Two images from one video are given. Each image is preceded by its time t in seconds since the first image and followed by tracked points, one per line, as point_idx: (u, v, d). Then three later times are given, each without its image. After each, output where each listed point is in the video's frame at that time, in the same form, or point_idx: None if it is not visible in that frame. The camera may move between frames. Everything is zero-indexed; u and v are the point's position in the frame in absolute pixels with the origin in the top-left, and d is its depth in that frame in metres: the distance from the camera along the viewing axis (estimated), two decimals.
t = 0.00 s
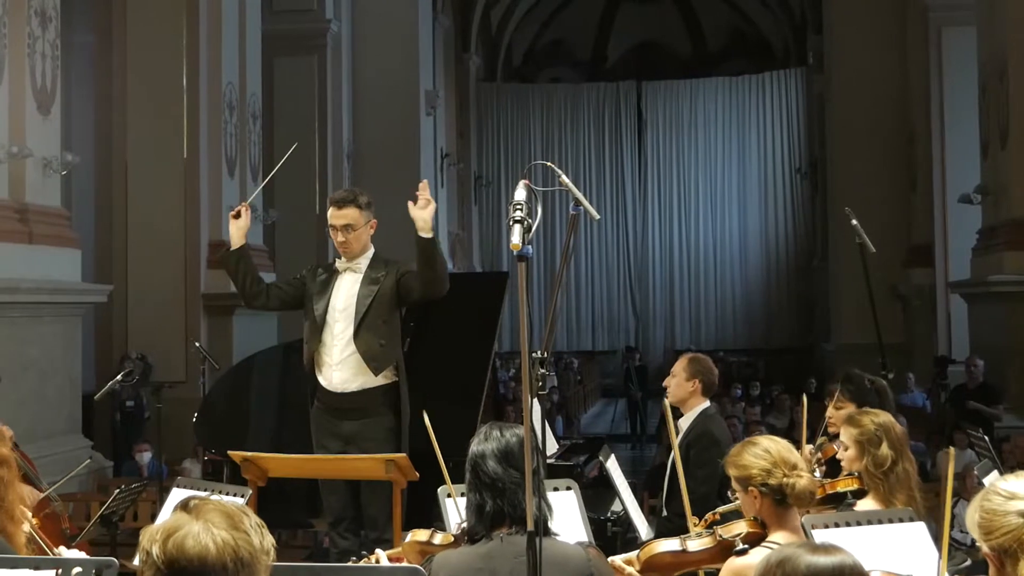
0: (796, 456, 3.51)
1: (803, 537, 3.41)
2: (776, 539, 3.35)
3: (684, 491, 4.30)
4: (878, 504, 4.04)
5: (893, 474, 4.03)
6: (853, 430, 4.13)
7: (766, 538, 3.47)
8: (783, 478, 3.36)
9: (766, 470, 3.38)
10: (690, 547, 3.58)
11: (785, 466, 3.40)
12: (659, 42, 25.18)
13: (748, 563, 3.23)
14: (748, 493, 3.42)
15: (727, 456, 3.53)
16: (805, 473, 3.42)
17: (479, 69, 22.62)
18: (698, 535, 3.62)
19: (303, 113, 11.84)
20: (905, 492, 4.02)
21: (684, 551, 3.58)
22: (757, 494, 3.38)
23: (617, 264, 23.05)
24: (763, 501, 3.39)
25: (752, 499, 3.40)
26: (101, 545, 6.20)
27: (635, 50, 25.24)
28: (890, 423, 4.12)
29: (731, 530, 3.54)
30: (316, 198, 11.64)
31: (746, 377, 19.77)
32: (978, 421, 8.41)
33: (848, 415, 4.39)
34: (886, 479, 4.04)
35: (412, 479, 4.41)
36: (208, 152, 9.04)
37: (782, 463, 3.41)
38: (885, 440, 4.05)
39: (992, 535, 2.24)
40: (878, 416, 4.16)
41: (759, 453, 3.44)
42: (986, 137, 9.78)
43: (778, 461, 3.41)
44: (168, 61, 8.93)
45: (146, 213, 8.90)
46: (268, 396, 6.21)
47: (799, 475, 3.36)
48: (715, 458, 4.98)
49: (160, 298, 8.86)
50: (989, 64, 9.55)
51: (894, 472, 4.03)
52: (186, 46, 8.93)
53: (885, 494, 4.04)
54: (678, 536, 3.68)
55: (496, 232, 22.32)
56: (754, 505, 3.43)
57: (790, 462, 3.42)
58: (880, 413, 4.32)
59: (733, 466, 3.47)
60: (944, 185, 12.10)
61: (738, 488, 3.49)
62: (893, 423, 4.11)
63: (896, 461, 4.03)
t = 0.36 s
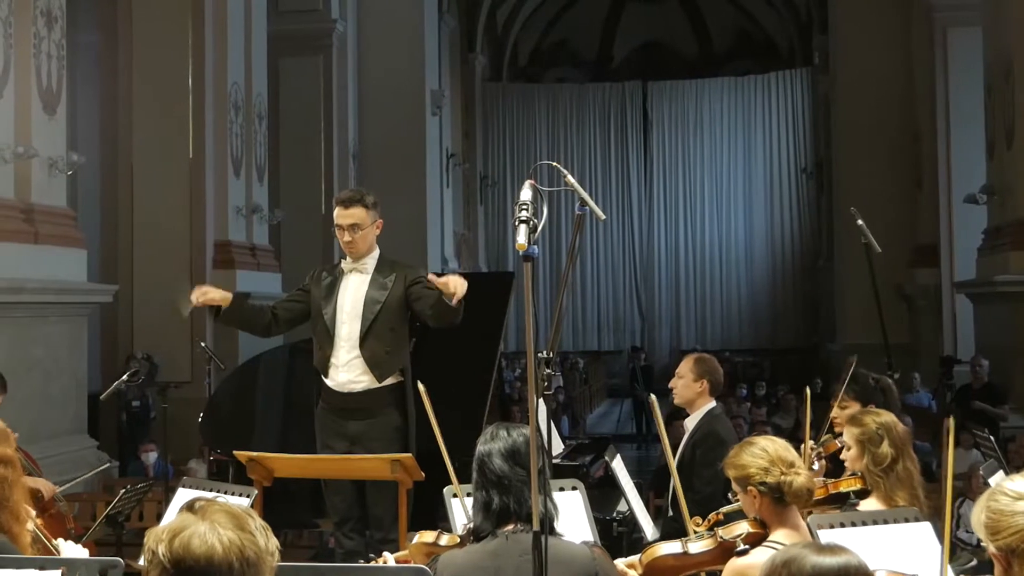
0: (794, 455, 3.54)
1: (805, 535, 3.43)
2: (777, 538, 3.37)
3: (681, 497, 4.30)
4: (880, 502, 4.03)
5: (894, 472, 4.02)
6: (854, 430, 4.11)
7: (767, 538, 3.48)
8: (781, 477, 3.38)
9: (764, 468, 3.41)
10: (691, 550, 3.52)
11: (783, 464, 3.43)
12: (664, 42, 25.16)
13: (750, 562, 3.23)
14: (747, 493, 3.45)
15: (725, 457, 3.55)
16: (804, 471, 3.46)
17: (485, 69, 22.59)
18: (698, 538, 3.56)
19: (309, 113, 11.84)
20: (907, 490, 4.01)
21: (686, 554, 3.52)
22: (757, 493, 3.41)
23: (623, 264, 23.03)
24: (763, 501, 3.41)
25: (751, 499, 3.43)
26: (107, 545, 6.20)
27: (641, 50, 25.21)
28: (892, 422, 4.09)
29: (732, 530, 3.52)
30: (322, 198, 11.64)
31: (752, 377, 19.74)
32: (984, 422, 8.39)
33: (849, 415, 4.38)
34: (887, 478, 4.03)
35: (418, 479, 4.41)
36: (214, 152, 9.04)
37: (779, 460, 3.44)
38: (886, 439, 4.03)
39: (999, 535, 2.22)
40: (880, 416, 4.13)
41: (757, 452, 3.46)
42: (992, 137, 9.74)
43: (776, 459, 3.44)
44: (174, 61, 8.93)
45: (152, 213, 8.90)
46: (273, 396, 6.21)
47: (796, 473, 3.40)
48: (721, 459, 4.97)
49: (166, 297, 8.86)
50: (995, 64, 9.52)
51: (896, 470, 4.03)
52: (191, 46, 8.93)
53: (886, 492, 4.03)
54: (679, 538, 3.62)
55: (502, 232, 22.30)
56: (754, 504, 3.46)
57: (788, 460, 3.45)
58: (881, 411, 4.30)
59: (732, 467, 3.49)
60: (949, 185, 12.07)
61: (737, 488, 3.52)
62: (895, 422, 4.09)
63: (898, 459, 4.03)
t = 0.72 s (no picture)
0: (807, 455, 3.52)
1: (813, 535, 3.41)
2: (786, 537, 3.34)
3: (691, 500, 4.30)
4: (886, 503, 4.01)
5: (899, 472, 4.00)
6: (859, 430, 4.09)
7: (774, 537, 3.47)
8: (794, 477, 3.36)
9: (777, 467, 3.38)
10: (699, 549, 3.56)
11: (796, 465, 3.41)
12: (671, 42, 25.14)
13: (759, 561, 3.20)
14: (758, 492, 3.41)
15: (737, 454, 3.52)
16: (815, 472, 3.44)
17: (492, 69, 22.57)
18: (706, 537, 3.61)
19: (315, 112, 11.84)
20: (910, 491, 3.99)
21: (693, 552, 3.56)
22: (768, 491, 3.38)
23: (629, 265, 23.02)
24: (774, 500, 3.39)
25: (762, 498, 3.40)
26: (114, 545, 6.20)
27: (648, 50, 25.18)
28: (896, 422, 4.08)
29: (740, 529, 3.56)
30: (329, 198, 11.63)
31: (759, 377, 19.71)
32: (991, 422, 8.36)
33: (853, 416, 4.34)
34: (891, 478, 4.01)
35: (425, 480, 4.40)
36: (220, 153, 9.05)
37: (793, 461, 3.42)
38: (891, 440, 4.01)
39: (1004, 535, 2.21)
40: (884, 417, 4.12)
41: (770, 451, 3.44)
42: (999, 137, 9.70)
43: (789, 459, 3.41)
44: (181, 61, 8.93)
45: (159, 213, 8.90)
46: (280, 397, 6.20)
47: (808, 474, 3.37)
48: (728, 460, 4.95)
49: (173, 298, 8.86)
50: (1002, 63, 9.48)
51: (901, 470, 4.01)
52: (199, 47, 8.92)
53: (892, 493, 4.00)
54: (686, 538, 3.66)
55: (509, 232, 22.29)
56: (764, 503, 3.42)
57: (801, 460, 3.43)
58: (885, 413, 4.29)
59: (743, 464, 3.46)
60: (957, 184, 12.03)
61: (747, 487, 3.49)
62: (899, 422, 4.08)
63: (902, 460, 4.00)
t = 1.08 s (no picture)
0: (824, 456, 3.57)
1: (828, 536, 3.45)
2: (799, 537, 3.38)
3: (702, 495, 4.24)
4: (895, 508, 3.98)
5: (907, 477, 3.98)
6: (869, 432, 4.06)
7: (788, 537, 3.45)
8: (811, 477, 3.41)
9: (794, 467, 3.43)
10: (712, 546, 3.52)
11: (813, 466, 3.45)
12: (679, 43, 25.11)
13: (771, 560, 3.21)
14: (775, 491, 3.46)
15: (754, 454, 3.57)
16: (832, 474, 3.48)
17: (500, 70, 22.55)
18: (719, 534, 3.57)
19: (324, 112, 11.84)
20: (918, 495, 3.98)
21: (706, 549, 3.52)
22: (784, 491, 3.43)
23: (638, 265, 22.97)
24: (789, 500, 3.43)
25: (778, 497, 3.45)
26: (122, 545, 6.20)
27: (656, 50, 25.16)
28: (907, 424, 4.03)
29: (753, 528, 3.51)
30: (338, 199, 11.64)
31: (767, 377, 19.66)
32: (1000, 422, 8.33)
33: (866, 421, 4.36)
34: (900, 482, 3.99)
35: (433, 480, 4.39)
36: (229, 153, 9.05)
37: (810, 462, 3.46)
38: (901, 443, 3.99)
39: (1009, 534, 2.23)
40: (895, 418, 4.08)
41: (788, 451, 3.48)
42: (1008, 136, 9.66)
43: (806, 460, 3.46)
44: (190, 61, 8.93)
45: (167, 213, 8.91)
46: (288, 397, 6.20)
47: (825, 475, 3.42)
48: (737, 459, 4.93)
49: (181, 297, 8.87)
50: (1010, 63, 9.44)
51: (911, 474, 3.98)
52: (208, 46, 8.93)
53: (899, 497, 3.99)
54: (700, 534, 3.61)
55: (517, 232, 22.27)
56: (779, 503, 3.47)
57: (818, 462, 3.48)
58: (894, 411, 4.24)
59: (760, 463, 3.51)
60: (965, 185, 11.99)
61: (763, 486, 3.54)
62: (910, 424, 4.03)
63: (912, 464, 3.98)
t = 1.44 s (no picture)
0: (837, 457, 3.54)
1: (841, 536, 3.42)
2: (812, 536, 3.34)
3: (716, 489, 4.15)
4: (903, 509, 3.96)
5: (919, 476, 3.95)
6: (880, 432, 4.04)
7: (800, 537, 3.45)
8: (827, 477, 3.38)
9: (809, 467, 3.41)
10: (724, 544, 3.48)
11: (829, 466, 3.43)
12: (689, 42, 25.08)
13: (782, 559, 3.20)
14: (788, 490, 3.44)
15: (768, 452, 3.54)
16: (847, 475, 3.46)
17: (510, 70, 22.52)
18: (731, 533, 3.52)
19: (333, 112, 11.84)
20: (930, 495, 3.95)
21: (719, 548, 3.48)
22: (798, 490, 3.40)
23: (648, 266, 22.93)
24: (803, 499, 3.40)
25: (792, 496, 3.43)
26: (132, 545, 6.20)
27: (666, 50, 25.12)
28: (917, 424, 4.02)
29: (765, 527, 3.48)
30: (348, 199, 11.64)
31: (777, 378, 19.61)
32: (1010, 422, 8.30)
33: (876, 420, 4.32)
34: (911, 482, 3.96)
35: (443, 480, 4.38)
36: (239, 153, 9.06)
37: (825, 462, 3.44)
38: (911, 443, 3.96)
39: (1017, 534, 2.29)
40: (905, 419, 4.07)
41: (803, 451, 3.46)
42: (1018, 136, 9.62)
43: (822, 460, 3.44)
44: (200, 61, 8.94)
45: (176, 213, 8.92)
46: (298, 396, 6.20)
47: (839, 476, 3.39)
48: (747, 459, 4.92)
49: (191, 297, 8.88)
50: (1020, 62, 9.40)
51: (921, 474, 3.95)
52: (218, 46, 8.93)
53: (910, 497, 3.97)
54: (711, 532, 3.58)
55: (527, 233, 22.25)
56: (792, 502, 3.44)
57: (833, 462, 3.45)
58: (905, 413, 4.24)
59: (775, 462, 3.48)
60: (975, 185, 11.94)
61: (777, 486, 3.51)
62: (920, 425, 4.02)
63: (923, 464, 3.95)
